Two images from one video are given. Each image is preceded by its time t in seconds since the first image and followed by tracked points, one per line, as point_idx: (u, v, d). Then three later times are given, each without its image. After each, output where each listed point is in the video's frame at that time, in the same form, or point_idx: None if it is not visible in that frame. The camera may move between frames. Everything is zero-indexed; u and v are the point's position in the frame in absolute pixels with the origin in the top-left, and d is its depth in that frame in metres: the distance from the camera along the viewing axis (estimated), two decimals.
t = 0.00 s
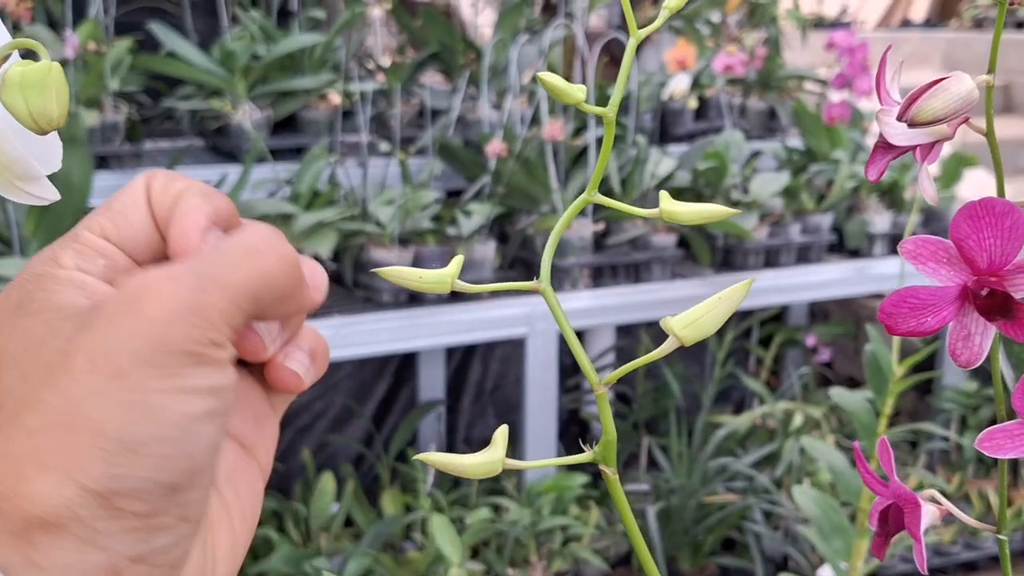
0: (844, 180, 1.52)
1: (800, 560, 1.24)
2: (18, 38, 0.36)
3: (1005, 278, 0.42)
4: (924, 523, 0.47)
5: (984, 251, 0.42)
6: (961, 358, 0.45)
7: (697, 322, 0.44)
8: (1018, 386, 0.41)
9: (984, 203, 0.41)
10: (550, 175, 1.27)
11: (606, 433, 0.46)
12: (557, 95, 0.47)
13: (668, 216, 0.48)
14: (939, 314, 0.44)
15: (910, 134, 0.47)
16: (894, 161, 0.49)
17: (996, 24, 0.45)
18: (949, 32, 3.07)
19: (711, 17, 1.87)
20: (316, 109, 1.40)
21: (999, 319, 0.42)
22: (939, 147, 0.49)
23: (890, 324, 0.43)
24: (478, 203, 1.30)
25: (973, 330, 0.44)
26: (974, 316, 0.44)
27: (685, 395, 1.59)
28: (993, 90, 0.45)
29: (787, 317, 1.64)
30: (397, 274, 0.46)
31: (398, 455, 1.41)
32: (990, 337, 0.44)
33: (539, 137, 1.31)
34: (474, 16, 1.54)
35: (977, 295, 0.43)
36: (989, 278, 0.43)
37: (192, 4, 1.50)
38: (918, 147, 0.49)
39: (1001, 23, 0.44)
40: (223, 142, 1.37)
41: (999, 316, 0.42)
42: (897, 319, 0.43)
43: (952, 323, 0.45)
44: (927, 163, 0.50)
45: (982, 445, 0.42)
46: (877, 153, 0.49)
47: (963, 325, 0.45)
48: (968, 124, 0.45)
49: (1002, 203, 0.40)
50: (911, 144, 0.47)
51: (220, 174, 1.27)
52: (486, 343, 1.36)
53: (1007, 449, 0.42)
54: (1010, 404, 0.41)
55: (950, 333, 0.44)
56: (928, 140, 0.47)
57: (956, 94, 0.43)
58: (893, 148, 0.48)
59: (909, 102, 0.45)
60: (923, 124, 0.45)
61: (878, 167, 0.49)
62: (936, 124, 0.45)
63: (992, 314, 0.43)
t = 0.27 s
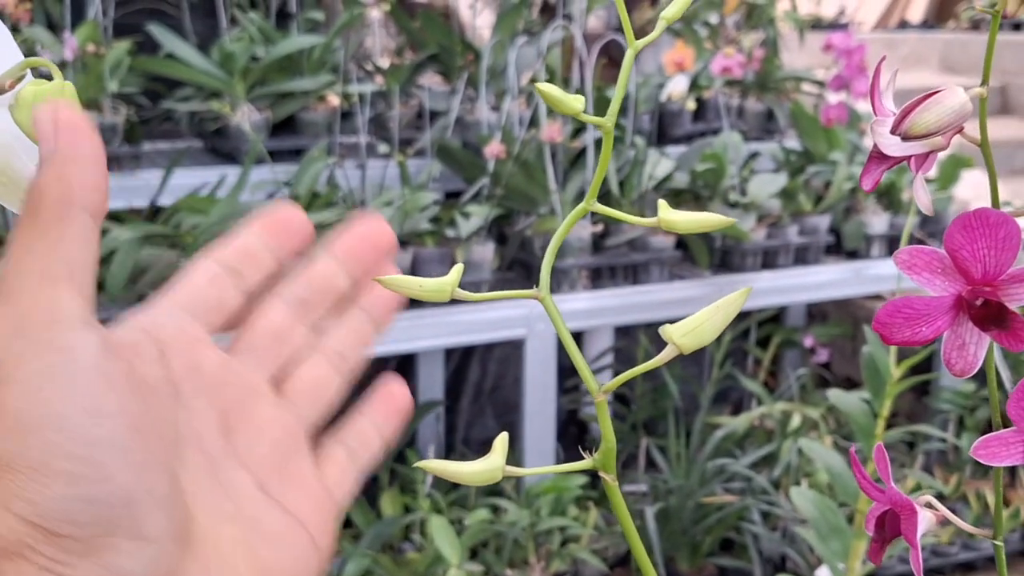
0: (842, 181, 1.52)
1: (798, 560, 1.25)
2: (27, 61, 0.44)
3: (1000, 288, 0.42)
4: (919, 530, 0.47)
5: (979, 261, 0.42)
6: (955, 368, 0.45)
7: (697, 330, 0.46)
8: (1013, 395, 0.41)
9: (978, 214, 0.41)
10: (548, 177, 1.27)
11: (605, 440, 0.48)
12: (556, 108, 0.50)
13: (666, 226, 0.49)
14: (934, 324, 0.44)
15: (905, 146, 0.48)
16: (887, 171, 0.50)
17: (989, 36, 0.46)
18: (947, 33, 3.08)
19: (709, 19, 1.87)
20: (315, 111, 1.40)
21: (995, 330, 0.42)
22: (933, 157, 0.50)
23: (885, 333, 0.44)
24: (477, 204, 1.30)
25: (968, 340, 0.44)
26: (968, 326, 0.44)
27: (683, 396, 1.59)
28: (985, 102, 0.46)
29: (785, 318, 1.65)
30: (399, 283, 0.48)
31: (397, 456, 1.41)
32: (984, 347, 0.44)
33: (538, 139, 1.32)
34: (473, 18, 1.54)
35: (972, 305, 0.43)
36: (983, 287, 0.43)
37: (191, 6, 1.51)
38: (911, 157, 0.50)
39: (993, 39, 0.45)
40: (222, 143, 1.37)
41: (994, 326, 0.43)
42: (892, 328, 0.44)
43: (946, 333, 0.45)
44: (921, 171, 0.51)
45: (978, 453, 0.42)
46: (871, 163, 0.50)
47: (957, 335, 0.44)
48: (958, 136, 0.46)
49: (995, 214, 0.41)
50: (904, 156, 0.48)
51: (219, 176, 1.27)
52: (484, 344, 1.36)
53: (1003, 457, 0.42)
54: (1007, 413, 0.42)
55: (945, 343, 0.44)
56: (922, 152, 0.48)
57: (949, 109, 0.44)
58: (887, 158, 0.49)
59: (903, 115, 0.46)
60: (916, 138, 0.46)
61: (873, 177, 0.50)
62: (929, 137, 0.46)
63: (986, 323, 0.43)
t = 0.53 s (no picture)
0: (840, 182, 1.52)
1: (795, 561, 1.25)
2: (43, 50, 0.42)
3: (995, 289, 0.42)
4: (916, 530, 0.47)
5: (974, 263, 0.42)
6: (951, 369, 0.45)
7: (688, 334, 0.46)
8: (1008, 397, 0.41)
9: (974, 216, 0.41)
10: (546, 177, 1.27)
11: (598, 446, 0.48)
12: (546, 109, 0.49)
13: (659, 229, 0.49)
14: (929, 325, 0.44)
15: (901, 148, 0.47)
16: (885, 172, 0.50)
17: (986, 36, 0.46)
18: (945, 33, 3.09)
19: (707, 20, 1.88)
20: (313, 112, 1.40)
21: (990, 331, 0.42)
22: (931, 159, 0.50)
23: (881, 334, 0.44)
24: (475, 205, 1.30)
25: (963, 341, 0.44)
26: (964, 327, 0.44)
27: (681, 396, 1.59)
28: (982, 103, 0.46)
29: (783, 318, 1.65)
30: (392, 287, 0.48)
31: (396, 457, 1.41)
32: (978, 348, 0.44)
33: (535, 140, 1.32)
34: (471, 19, 1.54)
35: (967, 306, 0.43)
36: (979, 288, 0.43)
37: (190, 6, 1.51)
38: (909, 159, 0.50)
39: (989, 40, 0.45)
40: (220, 144, 1.37)
41: (989, 327, 0.42)
42: (888, 329, 0.44)
43: (942, 334, 0.45)
44: (919, 174, 0.51)
45: (972, 454, 0.42)
46: (868, 166, 0.50)
47: (952, 336, 0.44)
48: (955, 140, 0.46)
49: (990, 216, 0.41)
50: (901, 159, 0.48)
51: (217, 177, 1.27)
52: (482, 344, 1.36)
53: (999, 457, 0.43)
54: (1002, 413, 0.42)
55: (940, 344, 0.44)
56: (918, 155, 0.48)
57: (944, 111, 0.44)
58: (884, 160, 0.49)
59: (899, 118, 0.46)
60: (911, 141, 0.46)
61: (870, 180, 0.50)
62: (925, 140, 0.46)
63: (982, 325, 0.43)
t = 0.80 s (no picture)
0: (837, 183, 1.52)
1: (793, 560, 1.25)
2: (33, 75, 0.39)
3: (988, 294, 0.43)
4: (910, 531, 0.48)
5: (967, 268, 0.43)
6: (945, 372, 0.46)
7: (690, 337, 0.46)
8: (1001, 400, 0.42)
9: (967, 221, 0.42)
10: (545, 179, 1.27)
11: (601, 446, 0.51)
12: (551, 116, 0.49)
13: (661, 233, 0.49)
14: (923, 330, 0.44)
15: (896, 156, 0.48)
16: (880, 178, 0.50)
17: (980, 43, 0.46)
18: (942, 35, 3.10)
19: (705, 21, 1.88)
20: (313, 113, 1.40)
21: (983, 336, 0.43)
22: (924, 164, 0.51)
23: (876, 338, 0.45)
24: (474, 206, 1.31)
25: (957, 345, 0.45)
26: (958, 331, 0.45)
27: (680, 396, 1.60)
28: (975, 111, 0.46)
29: (781, 319, 1.65)
30: (397, 291, 0.50)
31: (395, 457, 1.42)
32: (972, 352, 0.44)
33: (534, 141, 1.32)
34: (470, 20, 1.55)
35: (961, 311, 0.44)
36: (972, 293, 0.44)
37: (190, 8, 1.51)
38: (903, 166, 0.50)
39: (982, 47, 0.46)
40: (220, 145, 1.37)
41: (982, 332, 0.43)
42: (882, 333, 0.45)
43: (936, 338, 0.45)
44: (913, 179, 0.51)
45: (966, 456, 0.43)
46: (863, 172, 0.50)
47: (946, 340, 0.45)
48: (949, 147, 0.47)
49: (982, 222, 0.41)
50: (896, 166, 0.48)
51: (217, 178, 1.28)
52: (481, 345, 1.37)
53: (992, 459, 0.43)
54: (995, 416, 0.42)
55: (934, 348, 0.45)
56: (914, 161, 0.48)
57: (938, 120, 0.45)
58: (879, 167, 0.49)
59: (892, 126, 0.47)
60: (906, 148, 0.46)
61: (865, 185, 0.51)
62: (918, 148, 0.47)
63: (975, 329, 0.43)
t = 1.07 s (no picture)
0: (836, 182, 1.52)
1: (792, 559, 1.25)
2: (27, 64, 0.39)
3: (987, 288, 0.43)
4: (909, 526, 0.48)
5: (966, 263, 0.43)
6: (944, 367, 0.46)
7: (688, 329, 0.47)
8: (999, 394, 0.42)
9: (965, 217, 0.42)
10: (544, 178, 1.27)
11: (601, 437, 0.51)
12: (552, 110, 0.49)
13: (660, 227, 0.50)
14: (922, 324, 0.45)
15: (895, 150, 0.48)
16: (878, 173, 0.50)
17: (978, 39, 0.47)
18: (941, 35, 3.10)
19: (704, 21, 1.88)
20: (312, 113, 1.40)
21: (982, 330, 0.43)
22: (923, 160, 0.50)
23: (874, 332, 0.45)
24: (473, 205, 1.31)
25: (955, 339, 0.45)
26: (956, 325, 0.45)
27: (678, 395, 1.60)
28: (972, 106, 0.47)
29: (779, 318, 1.65)
30: (397, 282, 0.50)
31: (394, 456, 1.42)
32: (970, 347, 0.45)
33: (533, 140, 1.32)
34: (469, 20, 1.55)
35: (959, 305, 0.44)
36: (970, 287, 0.44)
37: (188, 8, 1.51)
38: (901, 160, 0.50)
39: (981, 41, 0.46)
40: (219, 145, 1.37)
41: (980, 326, 0.43)
42: (881, 328, 0.44)
43: (934, 332, 0.46)
44: (911, 175, 0.51)
45: (964, 450, 0.43)
46: (862, 167, 0.50)
47: (945, 334, 0.45)
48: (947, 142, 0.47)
49: (981, 217, 0.41)
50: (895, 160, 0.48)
51: (216, 177, 1.28)
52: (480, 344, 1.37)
53: (990, 453, 0.43)
54: (993, 409, 0.42)
55: (933, 342, 0.45)
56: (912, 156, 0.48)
57: (936, 114, 0.45)
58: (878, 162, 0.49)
59: (890, 122, 0.46)
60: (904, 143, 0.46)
61: (863, 181, 0.51)
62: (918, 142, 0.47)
63: (974, 323, 0.43)
